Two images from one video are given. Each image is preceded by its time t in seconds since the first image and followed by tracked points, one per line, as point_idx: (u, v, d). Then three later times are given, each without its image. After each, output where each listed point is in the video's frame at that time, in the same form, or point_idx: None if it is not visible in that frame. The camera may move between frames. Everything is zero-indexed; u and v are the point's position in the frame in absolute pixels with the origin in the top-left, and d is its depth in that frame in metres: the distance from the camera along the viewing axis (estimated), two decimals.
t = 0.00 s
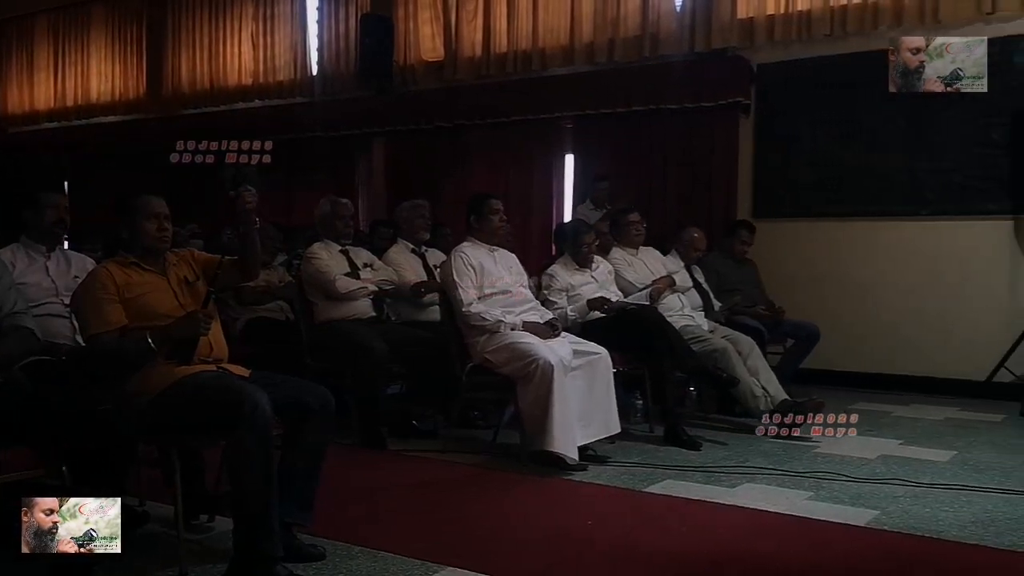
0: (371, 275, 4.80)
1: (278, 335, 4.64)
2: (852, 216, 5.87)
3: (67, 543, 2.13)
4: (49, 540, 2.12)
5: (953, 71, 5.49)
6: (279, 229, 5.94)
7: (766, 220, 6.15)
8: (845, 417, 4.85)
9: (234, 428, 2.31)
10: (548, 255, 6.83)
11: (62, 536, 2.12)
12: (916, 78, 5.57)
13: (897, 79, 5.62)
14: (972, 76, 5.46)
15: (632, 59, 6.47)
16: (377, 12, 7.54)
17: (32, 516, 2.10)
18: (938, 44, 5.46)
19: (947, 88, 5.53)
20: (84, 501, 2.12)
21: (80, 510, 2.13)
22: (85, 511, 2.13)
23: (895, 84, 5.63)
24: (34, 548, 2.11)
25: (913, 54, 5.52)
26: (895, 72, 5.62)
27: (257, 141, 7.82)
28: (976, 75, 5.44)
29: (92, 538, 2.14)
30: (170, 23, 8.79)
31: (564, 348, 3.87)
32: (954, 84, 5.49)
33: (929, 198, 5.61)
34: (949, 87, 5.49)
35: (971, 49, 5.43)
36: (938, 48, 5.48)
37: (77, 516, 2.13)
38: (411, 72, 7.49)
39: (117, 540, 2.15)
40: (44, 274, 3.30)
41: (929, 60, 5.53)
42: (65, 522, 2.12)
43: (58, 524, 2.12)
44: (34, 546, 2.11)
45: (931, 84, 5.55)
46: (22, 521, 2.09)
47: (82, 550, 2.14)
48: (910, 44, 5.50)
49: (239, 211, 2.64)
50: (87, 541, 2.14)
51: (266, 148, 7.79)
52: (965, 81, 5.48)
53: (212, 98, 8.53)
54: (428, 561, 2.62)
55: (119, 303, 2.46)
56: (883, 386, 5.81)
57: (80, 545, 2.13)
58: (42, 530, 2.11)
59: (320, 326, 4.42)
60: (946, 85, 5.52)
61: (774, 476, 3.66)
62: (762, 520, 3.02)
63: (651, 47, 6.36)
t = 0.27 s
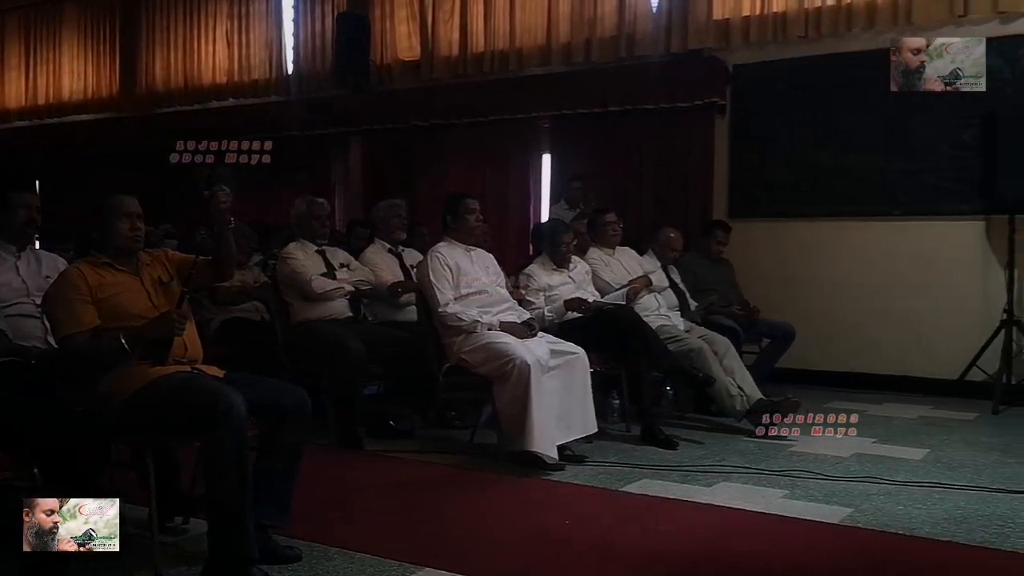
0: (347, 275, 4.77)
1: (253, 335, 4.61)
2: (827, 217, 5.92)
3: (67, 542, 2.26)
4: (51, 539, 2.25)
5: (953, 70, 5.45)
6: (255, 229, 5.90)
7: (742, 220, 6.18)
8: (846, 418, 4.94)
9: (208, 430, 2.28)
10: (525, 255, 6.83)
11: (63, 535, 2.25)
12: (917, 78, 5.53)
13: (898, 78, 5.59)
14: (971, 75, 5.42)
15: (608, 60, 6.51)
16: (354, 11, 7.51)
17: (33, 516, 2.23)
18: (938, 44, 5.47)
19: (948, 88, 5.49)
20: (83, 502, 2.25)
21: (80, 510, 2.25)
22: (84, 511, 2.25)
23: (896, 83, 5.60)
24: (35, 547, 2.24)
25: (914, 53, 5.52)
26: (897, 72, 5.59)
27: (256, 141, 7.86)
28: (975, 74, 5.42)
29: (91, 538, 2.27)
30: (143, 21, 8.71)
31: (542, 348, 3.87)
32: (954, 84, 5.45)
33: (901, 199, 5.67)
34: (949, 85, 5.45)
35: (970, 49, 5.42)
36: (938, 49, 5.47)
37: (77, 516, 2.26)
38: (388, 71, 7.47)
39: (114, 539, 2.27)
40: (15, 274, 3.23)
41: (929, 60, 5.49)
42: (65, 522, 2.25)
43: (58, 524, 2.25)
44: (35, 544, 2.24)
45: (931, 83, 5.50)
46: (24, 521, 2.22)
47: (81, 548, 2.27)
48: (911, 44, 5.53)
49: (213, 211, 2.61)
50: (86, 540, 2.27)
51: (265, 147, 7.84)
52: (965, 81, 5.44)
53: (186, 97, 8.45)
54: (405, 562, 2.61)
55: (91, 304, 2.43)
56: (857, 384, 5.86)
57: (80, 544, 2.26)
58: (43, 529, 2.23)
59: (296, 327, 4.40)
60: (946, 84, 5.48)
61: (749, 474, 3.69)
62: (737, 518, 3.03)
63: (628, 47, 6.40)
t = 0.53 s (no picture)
0: (324, 275, 4.74)
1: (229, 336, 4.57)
2: (802, 217, 5.96)
3: (68, 542, 2.32)
4: (51, 539, 2.31)
5: (952, 70, 5.47)
6: (230, 229, 5.86)
7: (719, 220, 6.21)
8: (845, 418, 4.93)
9: (183, 431, 2.26)
10: (503, 255, 6.83)
11: (62, 535, 2.31)
12: (918, 78, 5.55)
13: (900, 78, 5.60)
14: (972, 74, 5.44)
15: (586, 60, 6.52)
16: (330, 10, 7.46)
17: (35, 516, 2.28)
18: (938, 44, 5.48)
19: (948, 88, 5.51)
20: (83, 503, 2.31)
21: (79, 511, 2.31)
22: (84, 511, 2.31)
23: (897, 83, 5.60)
24: (36, 545, 2.31)
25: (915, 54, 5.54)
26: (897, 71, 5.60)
27: (255, 141, 7.78)
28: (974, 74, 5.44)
29: (91, 537, 2.33)
30: (117, 19, 8.62)
31: (519, 348, 3.87)
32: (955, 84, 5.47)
33: (876, 199, 5.72)
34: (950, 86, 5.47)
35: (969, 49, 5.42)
36: (938, 49, 5.49)
37: (77, 516, 2.31)
38: (365, 70, 7.43)
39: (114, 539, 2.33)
40: None
41: (929, 60, 5.51)
42: (65, 522, 2.30)
43: (59, 524, 2.30)
44: (36, 543, 2.31)
45: (931, 82, 5.52)
46: (27, 521, 2.28)
47: (81, 547, 2.33)
48: (911, 44, 5.54)
49: (188, 210, 2.57)
50: (86, 540, 2.33)
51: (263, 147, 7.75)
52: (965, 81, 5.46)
53: (161, 95, 8.37)
54: (382, 563, 2.59)
55: (65, 304, 2.40)
56: (832, 383, 5.92)
57: (79, 543, 2.33)
58: (44, 529, 2.29)
59: (272, 327, 4.37)
60: (945, 83, 5.50)
61: (726, 473, 3.70)
62: (713, 517, 3.05)
63: (606, 48, 6.41)
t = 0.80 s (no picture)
0: (302, 275, 4.71)
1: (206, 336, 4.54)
2: (779, 217, 6.00)
3: (68, 541, 2.35)
4: (51, 539, 2.34)
5: (952, 70, 5.22)
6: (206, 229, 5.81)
7: (697, 220, 6.24)
8: (845, 417, 4.95)
9: (158, 432, 2.24)
10: (482, 254, 6.82)
11: (63, 535, 2.35)
12: (918, 78, 5.30)
13: (900, 78, 5.36)
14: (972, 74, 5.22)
15: (564, 60, 6.53)
16: (307, 8, 7.42)
17: (36, 517, 2.32)
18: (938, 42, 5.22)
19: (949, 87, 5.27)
20: (83, 502, 2.34)
21: (79, 511, 2.34)
22: (83, 512, 2.34)
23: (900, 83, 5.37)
24: (37, 545, 2.33)
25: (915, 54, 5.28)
26: (898, 70, 5.37)
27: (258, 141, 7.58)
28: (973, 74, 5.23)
29: (90, 537, 2.34)
30: (91, 16, 8.54)
31: (497, 348, 3.86)
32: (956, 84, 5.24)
33: (851, 200, 5.77)
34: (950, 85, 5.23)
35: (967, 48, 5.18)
36: (937, 48, 5.24)
37: (77, 516, 2.34)
38: (342, 69, 7.40)
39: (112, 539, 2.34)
40: None
41: (929, 60, 5.26)
42: (66, 522, 2.34)
43: (59, 524, 2.34)
44: (37, 543, 2.33)
45: (931, 82, 5.27)
46: (28, 521, 2.31)
47: (81, 547, 2.36)
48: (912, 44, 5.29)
49: (164, 210, 2.54)
50: (86, 540, 2.35)
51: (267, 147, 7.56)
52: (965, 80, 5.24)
53: (137, 94, 8.30)
54: (360, 564, 2.58)
55: (37, 304, 2.37)
56: (809, 382, 5.96)
57: (79, 543, 2.35)
58: (45, 529, 2.32)
59: (250, 328, 4.34)
60: (946, 83, 5.25)
61: (704, 472, 3.72)
62: (690, 516, 3.06)
63: (584, 48, 6.42)
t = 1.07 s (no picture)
0: (278, 275, 4.67)
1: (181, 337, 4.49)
2: (755, 217, 6.03)
3: (68, 540, 2.41)
4: (53, 538, 2.41)
5: (951, 69, 5.41)
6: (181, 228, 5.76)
7: (674, 220, 6.27)
8: (842, 416, 4.99)
9: (133, 433, 2.22)
10: (460, 254, 6.80)
11: (63, 534, 2.40)
12: (919, 78, 5.51)
13: (902, 78, 5.57)
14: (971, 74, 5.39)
15: (541, 60, 6.53)
16: (284, 7, 7.38)
17: (38, 516, 2.40)
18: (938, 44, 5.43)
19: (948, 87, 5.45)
20: (81, 504, 2.38)
21: (78, 512, 2.39)
22: (82, 512, 2.38)
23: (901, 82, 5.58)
24: (41, 543, 2.42)
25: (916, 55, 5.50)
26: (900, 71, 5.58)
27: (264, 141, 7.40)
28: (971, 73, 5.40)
29: (89, 537, 2.40)
30: (64, 14, 8.44)
31: (475, 348, 3.86)
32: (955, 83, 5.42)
33: (827, 200, 5.81)
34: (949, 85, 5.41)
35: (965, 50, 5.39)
36: (938, 49, 5.43)
37: (76, 517, 2.39)
38: (319, 68, 7.35)
39: (110, 538, 2.40)
40: None
41: (929, 60, 5.46)
42: (66, 522, 2.39)
43: (60, 523, 2.40)
44: (40, 541, 2.42)
45: (931, 81, 5.47)
46: (30, 521, 2.40)
47: (80, 545, 2.41)
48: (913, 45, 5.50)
49: (139, 208, 2.51)
50: (85, 539, 2.40)
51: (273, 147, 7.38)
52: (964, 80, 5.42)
53: (111, 92, 8.22)
54: (338, 565, 2.56)
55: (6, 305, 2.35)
56: (785, 381, 6.00)
57: (79, 542, 2.41)
58: (46, 529, 2.40)
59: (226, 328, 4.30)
60: (945, 82, 5.44)
61: (681, 471, 3.74)
62: (668, 515, 3.07)
63: (562, 48, 6.42)
